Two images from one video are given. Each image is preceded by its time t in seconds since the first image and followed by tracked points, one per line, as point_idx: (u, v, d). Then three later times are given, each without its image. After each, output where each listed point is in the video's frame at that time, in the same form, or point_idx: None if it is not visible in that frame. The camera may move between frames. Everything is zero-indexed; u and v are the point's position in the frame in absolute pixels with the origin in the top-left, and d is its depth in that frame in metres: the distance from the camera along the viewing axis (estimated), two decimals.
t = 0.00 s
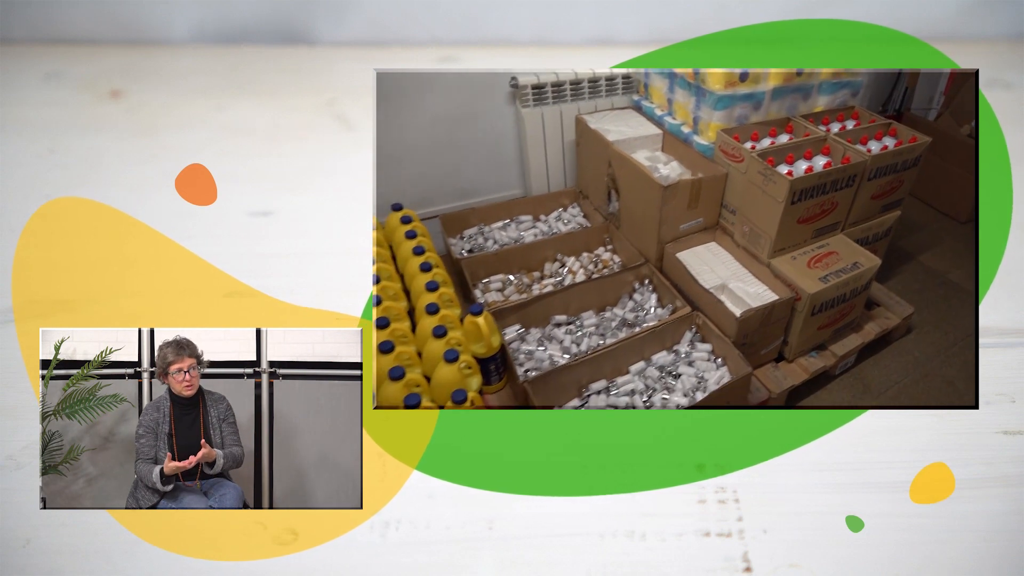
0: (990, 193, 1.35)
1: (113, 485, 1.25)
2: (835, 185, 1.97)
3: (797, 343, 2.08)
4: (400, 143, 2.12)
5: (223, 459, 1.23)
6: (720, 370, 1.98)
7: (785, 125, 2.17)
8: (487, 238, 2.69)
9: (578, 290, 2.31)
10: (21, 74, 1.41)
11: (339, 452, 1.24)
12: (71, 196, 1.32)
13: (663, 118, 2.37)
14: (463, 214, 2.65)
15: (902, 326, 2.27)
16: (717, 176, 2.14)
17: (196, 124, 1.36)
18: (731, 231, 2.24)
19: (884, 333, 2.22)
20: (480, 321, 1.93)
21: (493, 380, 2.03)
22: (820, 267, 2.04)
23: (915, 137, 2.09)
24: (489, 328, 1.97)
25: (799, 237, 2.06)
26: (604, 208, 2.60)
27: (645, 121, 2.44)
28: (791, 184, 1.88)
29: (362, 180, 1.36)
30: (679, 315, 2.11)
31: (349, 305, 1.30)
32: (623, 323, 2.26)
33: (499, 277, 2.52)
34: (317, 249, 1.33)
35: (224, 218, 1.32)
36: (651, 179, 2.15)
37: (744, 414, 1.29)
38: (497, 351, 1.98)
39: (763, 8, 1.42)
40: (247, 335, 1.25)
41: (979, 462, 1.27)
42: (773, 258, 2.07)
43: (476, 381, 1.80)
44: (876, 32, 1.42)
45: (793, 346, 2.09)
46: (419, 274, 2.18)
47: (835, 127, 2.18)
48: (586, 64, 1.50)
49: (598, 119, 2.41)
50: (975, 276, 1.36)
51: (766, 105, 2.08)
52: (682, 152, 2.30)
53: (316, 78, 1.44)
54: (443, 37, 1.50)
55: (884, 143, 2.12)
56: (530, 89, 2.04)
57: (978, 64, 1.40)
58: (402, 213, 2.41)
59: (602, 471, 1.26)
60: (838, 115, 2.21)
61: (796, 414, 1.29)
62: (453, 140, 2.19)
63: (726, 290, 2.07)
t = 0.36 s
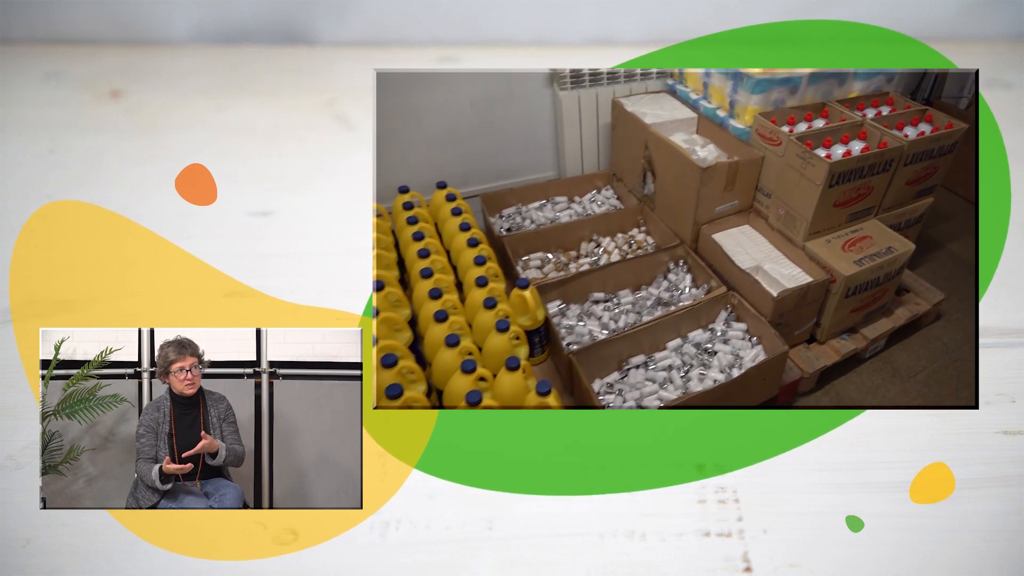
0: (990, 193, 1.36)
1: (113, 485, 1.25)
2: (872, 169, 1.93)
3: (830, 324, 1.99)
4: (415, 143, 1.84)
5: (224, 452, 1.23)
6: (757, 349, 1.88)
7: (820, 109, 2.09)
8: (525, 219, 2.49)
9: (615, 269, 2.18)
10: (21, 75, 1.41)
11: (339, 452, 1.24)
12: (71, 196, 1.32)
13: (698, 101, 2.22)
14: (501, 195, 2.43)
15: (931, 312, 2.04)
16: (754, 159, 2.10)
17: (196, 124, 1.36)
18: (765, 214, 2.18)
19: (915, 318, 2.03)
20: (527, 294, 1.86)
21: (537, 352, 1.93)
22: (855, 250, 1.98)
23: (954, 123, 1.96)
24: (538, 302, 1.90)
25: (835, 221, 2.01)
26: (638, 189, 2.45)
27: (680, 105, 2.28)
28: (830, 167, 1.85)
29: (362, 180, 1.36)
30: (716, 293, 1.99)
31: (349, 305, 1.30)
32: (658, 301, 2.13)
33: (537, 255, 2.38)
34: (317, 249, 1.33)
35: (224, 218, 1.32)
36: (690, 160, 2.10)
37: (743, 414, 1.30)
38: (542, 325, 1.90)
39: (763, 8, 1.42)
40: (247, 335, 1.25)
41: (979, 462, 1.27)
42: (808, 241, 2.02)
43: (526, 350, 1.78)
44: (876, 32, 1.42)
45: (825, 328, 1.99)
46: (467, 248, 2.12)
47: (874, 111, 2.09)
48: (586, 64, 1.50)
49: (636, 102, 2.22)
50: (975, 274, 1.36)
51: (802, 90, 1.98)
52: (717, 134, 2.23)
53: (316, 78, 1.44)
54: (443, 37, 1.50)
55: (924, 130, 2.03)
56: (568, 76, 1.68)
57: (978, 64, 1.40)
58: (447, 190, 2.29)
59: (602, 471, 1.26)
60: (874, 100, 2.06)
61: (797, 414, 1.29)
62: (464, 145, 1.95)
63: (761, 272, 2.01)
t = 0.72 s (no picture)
0: (990, 194, 1.35)
1: (113, 485, 1.25)
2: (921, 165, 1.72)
3: (875, 317, 1.80)
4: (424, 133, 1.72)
5: (216, 455, 1.23)
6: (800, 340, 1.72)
7: (869, 104, 1.77)
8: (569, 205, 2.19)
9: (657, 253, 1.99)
10: (21, 74, 1.41)
11: (339, 452, 1.24)
12: (71, 197, 1.32)
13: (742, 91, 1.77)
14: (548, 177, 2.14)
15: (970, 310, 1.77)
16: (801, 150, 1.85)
17: (196, 125, 1.36)
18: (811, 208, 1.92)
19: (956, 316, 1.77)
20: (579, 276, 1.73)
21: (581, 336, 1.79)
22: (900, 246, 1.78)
23: None
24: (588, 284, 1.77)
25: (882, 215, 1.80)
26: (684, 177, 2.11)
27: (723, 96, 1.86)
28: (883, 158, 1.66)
29: (362, 181, 1.36)
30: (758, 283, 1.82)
31: (349, 305, 1.30)
32: (700, 289, 1.94)
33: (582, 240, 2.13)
34: (317, 249, 1.33)
35: (224, 218, 1.32)
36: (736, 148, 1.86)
37: (745, 414, 1.28)
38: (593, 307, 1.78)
39: (763, 8, 1.42)
40: (247, 335, 1.25)
41: (979, 462, 1.27)
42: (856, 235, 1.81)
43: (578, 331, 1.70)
44: (876, 32, 1.42)
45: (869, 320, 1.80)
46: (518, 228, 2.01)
47: (922, 108, 1.74)
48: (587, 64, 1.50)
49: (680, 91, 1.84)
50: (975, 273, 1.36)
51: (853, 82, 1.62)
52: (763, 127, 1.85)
53: (315, 78, 1.43)
54: (443, 37, 1.50)
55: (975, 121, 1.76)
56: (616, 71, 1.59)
57: (979, 64, 1.40)
58: (502, 175, 2.13)
59: (602, 471, 1.26)
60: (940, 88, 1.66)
61: (797, 414, 1.28)
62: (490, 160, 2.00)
63: (805, 263, 1.81)
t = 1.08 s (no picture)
0: (990, 194, 1.35)
1: (113, 485, 1.25)
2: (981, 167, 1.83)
3: (918, 323, 1.93)
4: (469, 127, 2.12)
5: (221, 451, 1.23)
6: (844, 341, 1.81)
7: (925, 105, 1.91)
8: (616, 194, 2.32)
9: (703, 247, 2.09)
10: (21, 75, 1.41)
11: (339, 452, 1.24)
12: (70, 196, 1.32)
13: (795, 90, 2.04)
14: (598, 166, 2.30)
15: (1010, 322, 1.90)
16: (853, 151, 1.99)
17: (196, 124, 1.36)
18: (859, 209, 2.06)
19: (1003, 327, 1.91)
20: (629, 263, 1.81)
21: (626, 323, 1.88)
22: (952, 250, 1.90)
23: None
24: (637, 273, 1.84)
25: (932, 218, 1.93)
26: (730, 174, 2.26)
27: (774, 94, 2.11)
28: (938, 163, 1.80)
29: (362, 181, 1.36)
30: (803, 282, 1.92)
31: (349, 305, 1.30)
32: (744, 285, 2.04)
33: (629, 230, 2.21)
34: (317, 249, 1.33)
35: (224, 218, 1.32)
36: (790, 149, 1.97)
37: (745, 414, 1.28)
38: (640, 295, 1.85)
39: (763, 8, 1.42)
40: (247, 335, 1.25)
41: (979, 462, 1.27)
42: (903, 237, 1.95)
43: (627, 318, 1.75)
44: (876, 31, 1.41)
45: (914, 325, 1.93)
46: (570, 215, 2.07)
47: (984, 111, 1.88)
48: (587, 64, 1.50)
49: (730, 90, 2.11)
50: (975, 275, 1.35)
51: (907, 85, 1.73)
52: (816, 125, 2.04)
53: (315, 78, 1.43)
54: (443, 37, 1.50)
55: None
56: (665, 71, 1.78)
57: (978, 65, 1.40)
58: (554, 162, 2.25)
59: (603, 471, 1.26)
60: None
61: (798, 414, 1.27)
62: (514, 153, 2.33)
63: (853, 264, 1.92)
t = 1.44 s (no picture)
0: (990, 193, 1.35)
1: (113, 485, 1.25)
2: None
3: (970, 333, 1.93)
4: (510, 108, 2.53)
5: (219, 454, 1.23)
6: (891, 345, 1.89)
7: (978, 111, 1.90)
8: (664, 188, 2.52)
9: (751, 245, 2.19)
10: (21, 75, 1.41)
11: (338, 452, 1.24)
12: (69, 196, 1.32)
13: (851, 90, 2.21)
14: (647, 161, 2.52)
15: None
16: (909, 154, 2.04)
17: (196, 124, 1.36)
18: (911, 211, 2.10)
19: None
20: (678, 255, 1.94)
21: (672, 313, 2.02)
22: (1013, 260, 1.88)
23: None
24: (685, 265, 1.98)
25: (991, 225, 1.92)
26: (778, 172, 2.41)
27: (830, 93, 2.29)
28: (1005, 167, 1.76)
29: (362, 180, 1.36)
30: (852, 284, 2.00)
31: (349, 305, 1.30)
32: (789, 283, 2.14)
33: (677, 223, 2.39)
34: (317, 248, 1.33)
35: (224, 218, 1.32)
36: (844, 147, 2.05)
37: (744, 415, 1.28)
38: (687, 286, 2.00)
39: (763, 8, 1.42)
40: (247, 335, 1.25)
41: (979, 462, 1.27)
42: (958, 243, 1.95)
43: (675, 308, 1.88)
44: (877, 31, 1.41)
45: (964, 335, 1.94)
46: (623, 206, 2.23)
47: None
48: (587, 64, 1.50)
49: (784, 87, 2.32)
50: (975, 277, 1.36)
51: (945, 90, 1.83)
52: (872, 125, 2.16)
53: (316, 78, 1.44)
54: (443, 37, 1.50)
55: None
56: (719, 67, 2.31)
57: (978, 65, 1.40)
58: (607, 154, 2.45)
59: (602, 471, 1.26)
60: None
61: (797, 414, 1.28)
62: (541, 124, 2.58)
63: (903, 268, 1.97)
